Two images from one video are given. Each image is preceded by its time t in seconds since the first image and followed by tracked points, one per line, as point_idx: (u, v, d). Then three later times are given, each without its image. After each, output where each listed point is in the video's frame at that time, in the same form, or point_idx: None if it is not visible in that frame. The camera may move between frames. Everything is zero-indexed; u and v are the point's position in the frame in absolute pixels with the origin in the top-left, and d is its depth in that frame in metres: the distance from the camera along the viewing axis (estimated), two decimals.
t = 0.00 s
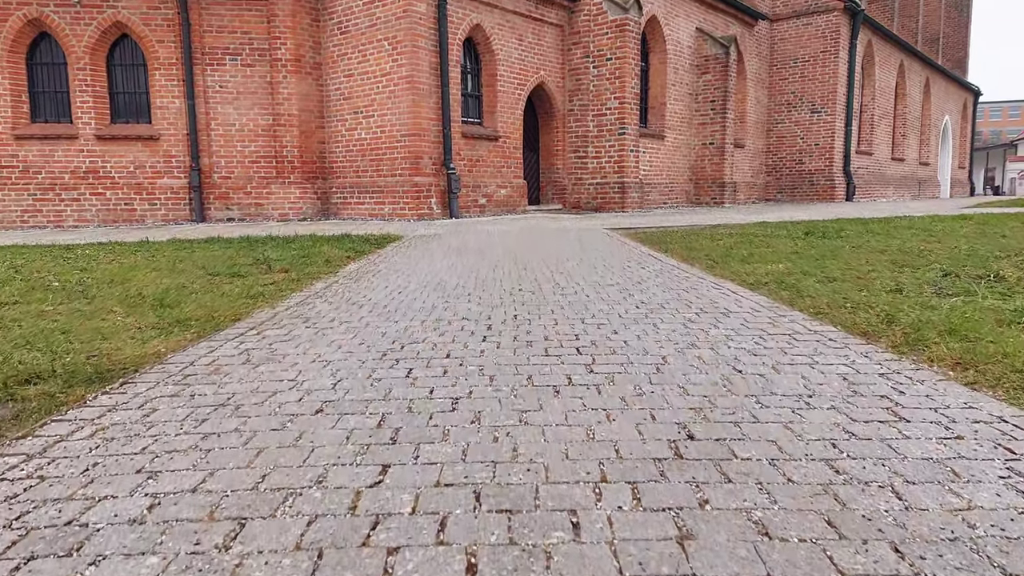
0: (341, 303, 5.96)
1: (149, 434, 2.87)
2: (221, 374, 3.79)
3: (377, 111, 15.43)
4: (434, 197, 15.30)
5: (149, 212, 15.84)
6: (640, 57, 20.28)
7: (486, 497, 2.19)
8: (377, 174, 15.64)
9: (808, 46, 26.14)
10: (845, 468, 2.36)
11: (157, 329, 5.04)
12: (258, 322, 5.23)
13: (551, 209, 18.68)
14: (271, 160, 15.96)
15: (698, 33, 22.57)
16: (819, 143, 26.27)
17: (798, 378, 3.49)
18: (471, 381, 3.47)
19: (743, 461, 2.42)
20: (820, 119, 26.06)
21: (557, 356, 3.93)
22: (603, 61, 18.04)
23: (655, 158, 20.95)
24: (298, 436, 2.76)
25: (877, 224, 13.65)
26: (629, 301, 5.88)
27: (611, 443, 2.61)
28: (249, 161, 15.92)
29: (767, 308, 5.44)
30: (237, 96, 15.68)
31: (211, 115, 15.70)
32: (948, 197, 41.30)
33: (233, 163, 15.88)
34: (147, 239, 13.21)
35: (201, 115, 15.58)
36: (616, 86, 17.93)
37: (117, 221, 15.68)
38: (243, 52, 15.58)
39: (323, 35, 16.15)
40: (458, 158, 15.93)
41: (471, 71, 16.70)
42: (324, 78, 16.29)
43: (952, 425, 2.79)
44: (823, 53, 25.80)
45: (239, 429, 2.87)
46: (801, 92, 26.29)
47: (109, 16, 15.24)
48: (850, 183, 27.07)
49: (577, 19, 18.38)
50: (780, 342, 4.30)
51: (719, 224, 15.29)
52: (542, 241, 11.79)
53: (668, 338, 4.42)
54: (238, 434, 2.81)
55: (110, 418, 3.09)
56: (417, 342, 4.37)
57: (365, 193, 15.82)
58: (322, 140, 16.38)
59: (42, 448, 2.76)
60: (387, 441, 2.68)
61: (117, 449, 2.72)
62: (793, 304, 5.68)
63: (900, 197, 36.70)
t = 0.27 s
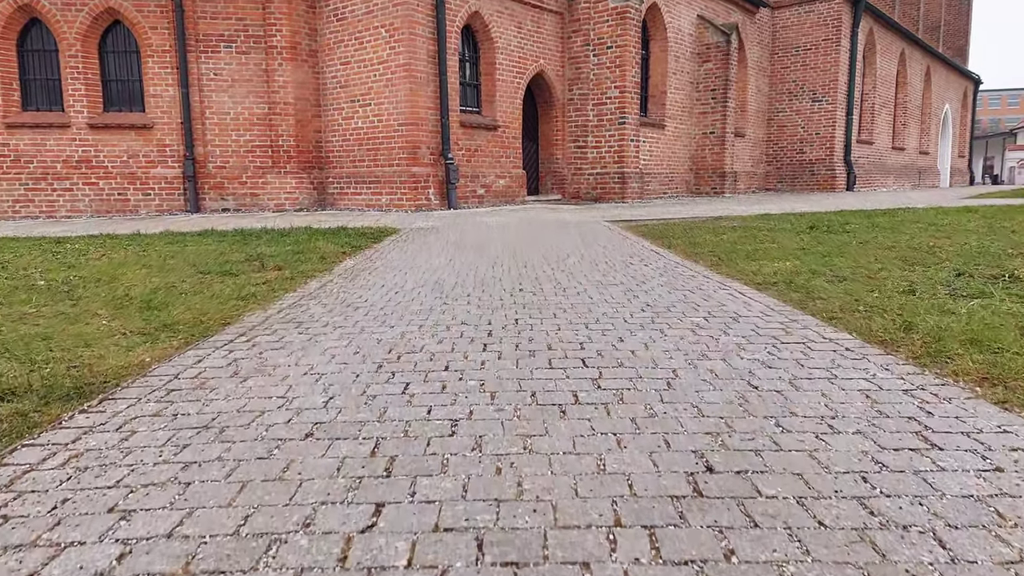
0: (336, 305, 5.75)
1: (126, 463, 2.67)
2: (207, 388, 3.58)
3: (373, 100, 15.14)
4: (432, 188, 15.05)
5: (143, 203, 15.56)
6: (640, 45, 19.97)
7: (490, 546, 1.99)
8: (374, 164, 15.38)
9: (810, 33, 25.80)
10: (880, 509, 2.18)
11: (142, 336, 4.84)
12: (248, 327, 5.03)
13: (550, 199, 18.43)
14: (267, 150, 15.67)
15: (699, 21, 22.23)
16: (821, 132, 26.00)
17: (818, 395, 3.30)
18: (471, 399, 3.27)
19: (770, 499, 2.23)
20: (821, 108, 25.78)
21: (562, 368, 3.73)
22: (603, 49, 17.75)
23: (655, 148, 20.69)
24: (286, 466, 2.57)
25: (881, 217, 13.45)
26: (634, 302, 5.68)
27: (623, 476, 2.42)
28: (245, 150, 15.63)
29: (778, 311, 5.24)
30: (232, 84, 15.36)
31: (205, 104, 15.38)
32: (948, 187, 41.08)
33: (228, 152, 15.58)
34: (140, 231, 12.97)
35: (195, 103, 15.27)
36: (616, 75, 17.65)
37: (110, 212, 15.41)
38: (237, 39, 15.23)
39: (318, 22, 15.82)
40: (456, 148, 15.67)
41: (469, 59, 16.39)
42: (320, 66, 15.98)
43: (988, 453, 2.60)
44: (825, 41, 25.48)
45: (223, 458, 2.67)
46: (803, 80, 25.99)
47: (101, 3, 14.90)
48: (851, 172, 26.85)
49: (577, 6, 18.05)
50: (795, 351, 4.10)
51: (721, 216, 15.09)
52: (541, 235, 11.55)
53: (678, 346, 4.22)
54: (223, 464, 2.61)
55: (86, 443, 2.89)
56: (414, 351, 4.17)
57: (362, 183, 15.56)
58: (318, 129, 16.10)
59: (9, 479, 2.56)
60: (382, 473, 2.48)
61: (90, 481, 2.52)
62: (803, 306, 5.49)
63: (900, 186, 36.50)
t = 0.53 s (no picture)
0: (329, 313, 5.55)
1: (96, 500, 2.48)
2: (190, 409, 3.39)
3: (370, 95, 14.91)
4: (429, 184, 14.85)
5: (137, 199, 15.31)
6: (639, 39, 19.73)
7: None
8: (371, 161, 15.15)
9: (810, 27, 25.55)
10: (913, 558, 2.00)
11: (126, 347, 4.64)
12: (237, 337, 4.85)
13: (549, 196, 18.22)
14: (262, 146, 15.44)
15: (698, 15, 21.97)
16: (821, 127, 25.80)
17: (834, 417, 3.12)
18: (467, 423, 3.08)
19: (793, 548, 2.05)
20: (821, 102, 25.57)
21: (563, 387, 3.55)
22: (602, 44, 17.52)
23: (654, 143, 20.49)
24: (267, 505, 2.38)
25: (884, 216, 13.27)
26: (637, 310, 5.50)
27: (631, 518, 2.23)
28: (240, 147, 15.38)
29: (786, 320, 5.06)
30: (226, 79, 15.12)
31: (200, 100, 15.13)
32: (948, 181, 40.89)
33: (222, 149, 15.34)
34: (133, 230, 12.76)
35: (190, 99, 15.03)
36: (615, 70, 17.43)
37: (104, 209, 15.16)
38: (232, 34, 14.97)
39: (314, 16, 15.57)
40: (454, 144, 15.45)
41: (466, 54, 16.15)
42: (316, 61, 15.74)
43: None
44: (826, 35, 25.24)
45: (199, 495, 2.48)
46: (803, 75, 25.76)
47: None
48: (851, 167, 26.68)
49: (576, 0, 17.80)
50: (806, 367, 3.92)
51: (721, 214, 14.92)
52: (540, 234, 11.36)
53: (684, 361, 4.04)
54: (200, 502, 2.43)
55: (55, 475, 2.70)
56: (410, 366, 3.98)
57: (358, 180, 15.34)
58: (314, 125, 15.87)
59: None
60: (370, 514, 2.29)
61: (55, 523, 2.33)
62: (811, 313, 5.31)
63: (899, 181, 36.34)
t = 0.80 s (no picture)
0: (323, 318, 5.36)
1: (65, 533, 2.29)
2: (172, 425, 3.20)
3: (367, 90, 14.68)
4: (427, 181, 14.64)
5: (132, 195, 15.06)
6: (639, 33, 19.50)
7: None
8: (368, 157, 14.92)
9: (811, 21, 25.31)
10: None
11: (111, 356, 4.44)
12: (226, 344, 4.65)
13: (548, 192, 18.00)
14: (258, 142, 15.20)
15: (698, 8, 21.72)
16: (821, 122, 25.60)
17: (856, 436, 2.94)
18: (466, 443, 2.89)
19: None
20: (821, 97, 25.36)
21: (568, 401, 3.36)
22: (602, 38, 17.30)
23: (654, 139, 20.28)
24: (251, 540, 2.19)
25: (888, 213, 13.10)
26: (642, 316, 5.31)
27: (647, 558, 2.04)
28: (236, 142, 15.14)
29: (797, 326, 4.88)
30: (222, 74, 14.87)
31: (195, 95, 14.89)
32: (948, 177, 40.67)
33: (218, 145, 15.10)
34: (126, 227, 12.55)
35: (184, 94, 14.79)
36: (615, 64, 17.22)
37: (98, 205, 14.92)
38: (227, 28, 14.73)
39: (310, 10, 15.32)
40: (452, 140, 15.24)
41: (464, 49, 15.91)
42: (312, 56, 15.49)
43: None
44: (827, 29, 25.02)
45: (178, 527, 2.28)
46: (803, 69, 25.53)
47: None
48: (851, 163, 26.50)
49: None
50: (822, 379, 3.74)
51: (723, 211, 14.73)
52: (540, 232, 11.17)
53: (694, 372, 3.85)
54: (177, 536, 2.24)
55: (25, 503, 2.51)
56: (406, 378, 3.79)
57: (355, 176, 15.12)
58: (310, 120, 15.62)
59: None
60: (362, 551, 2.11)
61: (19, 561, 2.14)
62: (822, 319, 5.13)
63: (900, 177, 36.16)
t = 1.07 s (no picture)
0: (312, 325, 5.10)
1: None
2: (143, 450, 2.95)
3: (363, 85, 14.39)
4: (424, 177, 14.39)
5: (125, 192, 14.78)
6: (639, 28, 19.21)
7: None
8: (364, 152, 14.64)
9: (812, 15, 25.00)
10: None
11: (86, 367, 4.19)
12: (207, 354, 4.40)
13: (546, 188, 17.75)
14: (253, 137, 14.91)
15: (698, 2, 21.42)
16: (821, 117, 25.34)
17: (885, 462, 2.71)
18: (461, 472, 2.65)
19: None
20: (822, 92, 25.10)
21: (570, 421, 3.12)
22: (601, 32, 17.02)
23: (654, 134, 20.02)
24: None
25: (893, 211, 12.87)
26: (647, 322, 5.07)
27: None
28: (230, 138, 14.85)
29: (810, 334, 4.64)
30: (215, 68, 14.57)
31: (188, 89, 14.59)
32: (948, 173, 40.44)
33: (212, 140, 14.81)
34: (116, 225, 12.28)
35: (178, 89, 14.47)
36: (615, 59, 16.94)
37: (90, 201, 14.64)
38: (220, 21, 14.41)
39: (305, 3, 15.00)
40: (449, 136, 14.97)
41: (461, 43, 15.60)
42: (308, 50, 15.18)
43: None
44: (828, 24, 24.73)
45: None
46: (804, 64, 25.24)
47: None
48: (852, 158, 26.28)
49: None
50: (842, 393, 3.50)
51: (725, 209, 14.50)
52: (539, 230, 10.92)
53: (705, 386, 3.61)
54: None
55: None
56: (397, 393, 3.54)
57: (352, 171, 14.84)
58: (306, 115, 15.32)
59: None
60: None
61: None
62: (835, 325, 4.89)
63: (900, 172, 35.93)
